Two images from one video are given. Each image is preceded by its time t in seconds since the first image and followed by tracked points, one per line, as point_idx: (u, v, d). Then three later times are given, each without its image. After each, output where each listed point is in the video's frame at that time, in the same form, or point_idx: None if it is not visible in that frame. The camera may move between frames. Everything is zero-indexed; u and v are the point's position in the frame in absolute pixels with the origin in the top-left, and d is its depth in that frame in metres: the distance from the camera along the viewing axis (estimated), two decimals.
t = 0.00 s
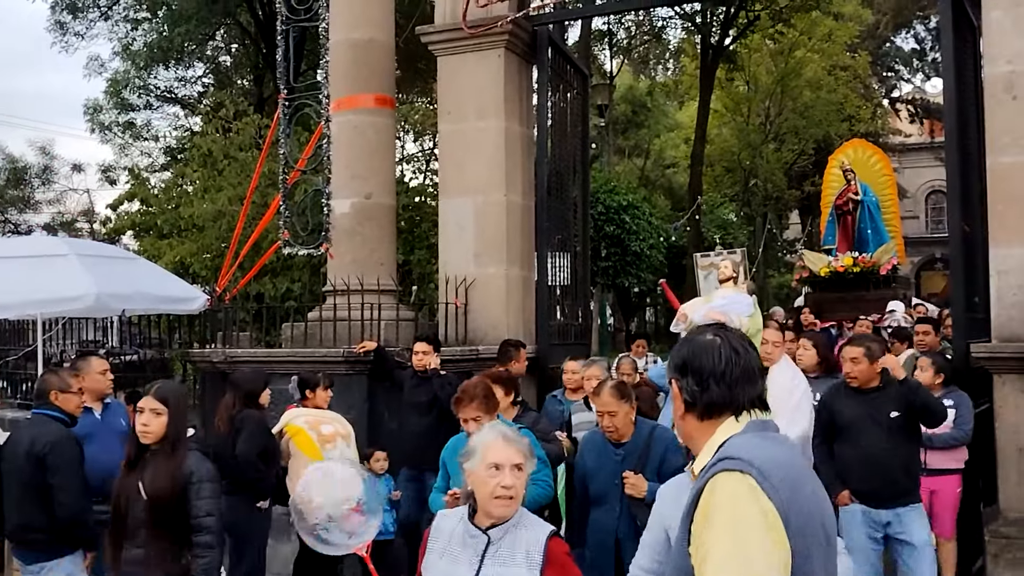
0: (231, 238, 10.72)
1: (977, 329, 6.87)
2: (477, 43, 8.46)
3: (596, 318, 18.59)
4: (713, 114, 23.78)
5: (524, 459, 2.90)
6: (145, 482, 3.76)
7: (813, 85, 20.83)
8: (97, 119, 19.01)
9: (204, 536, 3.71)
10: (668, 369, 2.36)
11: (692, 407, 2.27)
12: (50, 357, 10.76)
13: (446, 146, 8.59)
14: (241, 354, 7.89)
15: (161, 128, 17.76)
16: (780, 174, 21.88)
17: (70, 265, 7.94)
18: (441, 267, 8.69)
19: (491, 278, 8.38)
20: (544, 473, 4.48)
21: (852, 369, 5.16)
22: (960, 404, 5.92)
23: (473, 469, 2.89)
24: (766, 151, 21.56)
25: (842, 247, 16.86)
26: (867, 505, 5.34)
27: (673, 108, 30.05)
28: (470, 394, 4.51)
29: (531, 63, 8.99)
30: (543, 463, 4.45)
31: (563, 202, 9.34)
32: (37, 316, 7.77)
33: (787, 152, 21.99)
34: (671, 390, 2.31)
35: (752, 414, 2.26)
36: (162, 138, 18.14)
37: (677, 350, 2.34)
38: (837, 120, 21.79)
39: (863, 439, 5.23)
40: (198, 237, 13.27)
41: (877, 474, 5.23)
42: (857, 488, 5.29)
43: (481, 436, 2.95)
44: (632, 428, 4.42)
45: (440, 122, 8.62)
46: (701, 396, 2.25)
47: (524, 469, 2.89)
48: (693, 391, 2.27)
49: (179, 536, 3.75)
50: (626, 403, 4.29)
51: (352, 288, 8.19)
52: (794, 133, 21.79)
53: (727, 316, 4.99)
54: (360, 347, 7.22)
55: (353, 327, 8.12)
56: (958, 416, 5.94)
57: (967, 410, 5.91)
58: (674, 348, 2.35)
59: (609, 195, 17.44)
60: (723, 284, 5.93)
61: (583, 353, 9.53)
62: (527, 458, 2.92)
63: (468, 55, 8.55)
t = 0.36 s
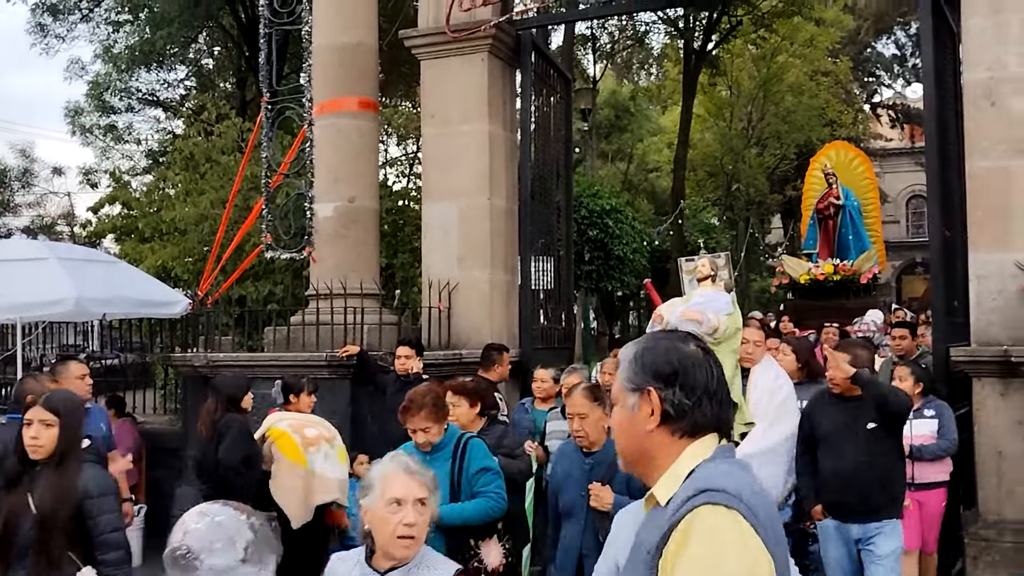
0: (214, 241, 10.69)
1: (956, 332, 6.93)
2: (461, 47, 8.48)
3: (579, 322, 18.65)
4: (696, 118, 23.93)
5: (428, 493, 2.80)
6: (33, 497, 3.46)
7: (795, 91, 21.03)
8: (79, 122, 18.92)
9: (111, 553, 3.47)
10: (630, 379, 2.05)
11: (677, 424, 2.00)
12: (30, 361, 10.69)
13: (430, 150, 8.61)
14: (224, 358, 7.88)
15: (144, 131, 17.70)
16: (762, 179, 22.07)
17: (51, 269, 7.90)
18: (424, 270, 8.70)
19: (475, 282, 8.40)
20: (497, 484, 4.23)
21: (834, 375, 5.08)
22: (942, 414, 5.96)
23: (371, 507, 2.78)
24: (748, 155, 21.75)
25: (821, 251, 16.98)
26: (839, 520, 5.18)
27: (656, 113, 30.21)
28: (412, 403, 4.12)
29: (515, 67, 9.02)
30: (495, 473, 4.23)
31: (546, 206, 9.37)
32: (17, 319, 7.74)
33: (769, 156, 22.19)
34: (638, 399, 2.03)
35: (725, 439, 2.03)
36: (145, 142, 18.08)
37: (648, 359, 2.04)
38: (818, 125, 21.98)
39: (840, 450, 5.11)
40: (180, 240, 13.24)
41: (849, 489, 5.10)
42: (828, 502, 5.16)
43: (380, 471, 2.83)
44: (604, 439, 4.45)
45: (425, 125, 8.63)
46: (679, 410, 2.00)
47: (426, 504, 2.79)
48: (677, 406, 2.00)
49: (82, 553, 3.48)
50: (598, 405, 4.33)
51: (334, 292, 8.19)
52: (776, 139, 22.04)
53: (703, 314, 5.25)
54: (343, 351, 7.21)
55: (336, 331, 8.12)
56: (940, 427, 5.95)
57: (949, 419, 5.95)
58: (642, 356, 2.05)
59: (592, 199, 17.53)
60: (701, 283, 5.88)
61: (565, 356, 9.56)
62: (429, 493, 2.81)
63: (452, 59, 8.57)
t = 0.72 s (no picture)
0: (196, 247, 10.56)
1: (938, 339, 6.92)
2: (444, 52, 8.42)
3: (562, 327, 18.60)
4: (679, 126, 23.96)
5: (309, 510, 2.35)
6: None
7: (777, 97, 21.13)
8: (58, 126, 18.71)
9: None
10: (581, 372, 1.73)
11: (631, 436, 1.73)
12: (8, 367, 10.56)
13: (414, 154, 8.54)
14: (205, 363, 7.81)
15: (125, 135, 17.54)
16: (744, 185, 22.15)
17: (30, 273, 7.82)
18: (407, 276, 8.63)
19: (458, 287, 8.34)
20: (454, 503, 3.97)
21: (827, 380, 4.93)
22: (917, 419, 5.99)
23: (238, 529, 2.30)
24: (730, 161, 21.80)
25: (799, 256, 17.02)
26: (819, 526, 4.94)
27: (639, 119, 30.24)
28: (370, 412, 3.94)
29: (498, 71, 8.97)
30: (450, 490, 3.97)
31: (530, 212, 9.33)
32: None
33: (751, 162, 22.25)
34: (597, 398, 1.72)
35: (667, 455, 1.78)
36: (126, 146, 17.91)
37: (603, 352, 1.74)
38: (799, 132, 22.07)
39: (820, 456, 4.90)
40: (161, 245, 13.13)
41: (831, 501, 4.85)
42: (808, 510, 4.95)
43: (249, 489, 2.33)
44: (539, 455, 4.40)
45: (408, 130, 8.57)
46: (643, 417, 1.74)
47: (304, 522, 2.33)
48: (634, 413, 1.74)
49: None
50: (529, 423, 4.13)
51: (316, 297, 8.12)
52: (758, 145, 22.07)
53: (669, 325, 5.41)
54: (325, 357, 7.17)
55: (318, 336, 8.06)
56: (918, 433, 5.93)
57: (925, 425, 5.98)
58: (598, 348, 1.75)
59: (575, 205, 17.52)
60: (670, 292, 5.77)
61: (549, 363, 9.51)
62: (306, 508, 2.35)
63: (435, 64, 8.52)
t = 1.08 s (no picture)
0: (183, 250, 10.46)
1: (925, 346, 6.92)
2: (433, 55, 8.38)
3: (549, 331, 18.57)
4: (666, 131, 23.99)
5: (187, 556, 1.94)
6: None
7: (763, 104, 21.21)
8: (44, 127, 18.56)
9: None
10: (510, 391, 1.60)
11: (570, 458, 1.62)
12: None
13: (402, 158, 8.50)
14: (190, 366, 7.76)
15: (110, 137, 17.41)
16: (730, 191, 22.19)
17: (14, 275, 7.76)
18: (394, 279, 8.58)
19: (445, 291, 8.29)
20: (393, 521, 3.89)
21: (806, 404, 4.61)
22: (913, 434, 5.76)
23: None
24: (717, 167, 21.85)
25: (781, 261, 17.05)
26: (804, 552, 4.68)
27: (627, 125, 30.28)
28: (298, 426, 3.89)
29: (486, 76, 8.94)
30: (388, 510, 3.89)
31: (517, 216, 9.30)
32: None
33: (738, 169, 22.29)
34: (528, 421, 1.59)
35: (610, 471, 1.69)
36: (112, 147, 17.78)
37: (532, 364, 1.61)
38: (786, 139, 22.12)
39: (802, 480, 4.65)
40: (147, 247, 13.04)
41: (817, 525, 4.63)
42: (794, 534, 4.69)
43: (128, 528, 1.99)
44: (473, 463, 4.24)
45: (396, 133, 8.53)
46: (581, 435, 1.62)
47: None
48: (575, 432, 1.61)
49: None
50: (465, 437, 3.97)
51: (303, 300, 8.07)
52: (744, 151, 22.16)
53: (641, 329, 5.09)
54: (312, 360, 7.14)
55: (305, 339, 8.02)
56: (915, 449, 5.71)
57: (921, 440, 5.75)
58: (530, 359, 1.62)
59: (563, 209, 17.51)
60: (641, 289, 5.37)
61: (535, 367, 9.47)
62: (184, 557, 1.94)
63: (424, 67, 8.48)
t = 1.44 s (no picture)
0: (173, 250, 10.35)
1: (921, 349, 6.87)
2: (425, 55, 8.29)
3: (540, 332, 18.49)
4: (658, 133, 23.97)
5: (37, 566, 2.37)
6: None
7: (754, 106, 21.22)
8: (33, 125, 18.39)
9: None
10: (346, 435, 1.51)
11: (410, 514, 1.51)
12: None
13: (395, 159, 8.42)
14: (181, 365, 7.67)
15: (100, 136, 17.26)
16: (721, 193, 22.16)
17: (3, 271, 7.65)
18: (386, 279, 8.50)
19: (437, 291, 8.21)
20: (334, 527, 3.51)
21: (788, 408, 4.31)
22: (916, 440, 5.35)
23: None
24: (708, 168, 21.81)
25: (767, 263, 17.00)
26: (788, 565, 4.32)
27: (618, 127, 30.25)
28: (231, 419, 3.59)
29: (479, 76, 8.85)
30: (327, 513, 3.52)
31: (509, 216, 9.22)
32: None
33: (728, 170, 22.26)
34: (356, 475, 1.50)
35: (458, 527, 1.57)
36: (102, 146, 17.62)
37: (370, 404, 1.51)
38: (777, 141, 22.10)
39: (788, 489, 4.32)
40: (137, 246, 12.93)
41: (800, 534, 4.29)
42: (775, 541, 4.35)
43: None
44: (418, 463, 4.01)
45: (389, 133, 8.45)
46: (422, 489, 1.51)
47: None
48: (416, 482, 1.51)
49: None
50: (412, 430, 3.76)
51: (294, 300, 7.99)
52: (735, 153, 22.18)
53: (624, 331, 4.79)
54: (303, 359, 7.06)
55: (297, 339, 7.94)
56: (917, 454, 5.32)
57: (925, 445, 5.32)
58: (366, 397, 1.52)
59: (554, 210, 17.46)
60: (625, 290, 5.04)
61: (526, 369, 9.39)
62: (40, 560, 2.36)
63: (417, 68, 8.39)
